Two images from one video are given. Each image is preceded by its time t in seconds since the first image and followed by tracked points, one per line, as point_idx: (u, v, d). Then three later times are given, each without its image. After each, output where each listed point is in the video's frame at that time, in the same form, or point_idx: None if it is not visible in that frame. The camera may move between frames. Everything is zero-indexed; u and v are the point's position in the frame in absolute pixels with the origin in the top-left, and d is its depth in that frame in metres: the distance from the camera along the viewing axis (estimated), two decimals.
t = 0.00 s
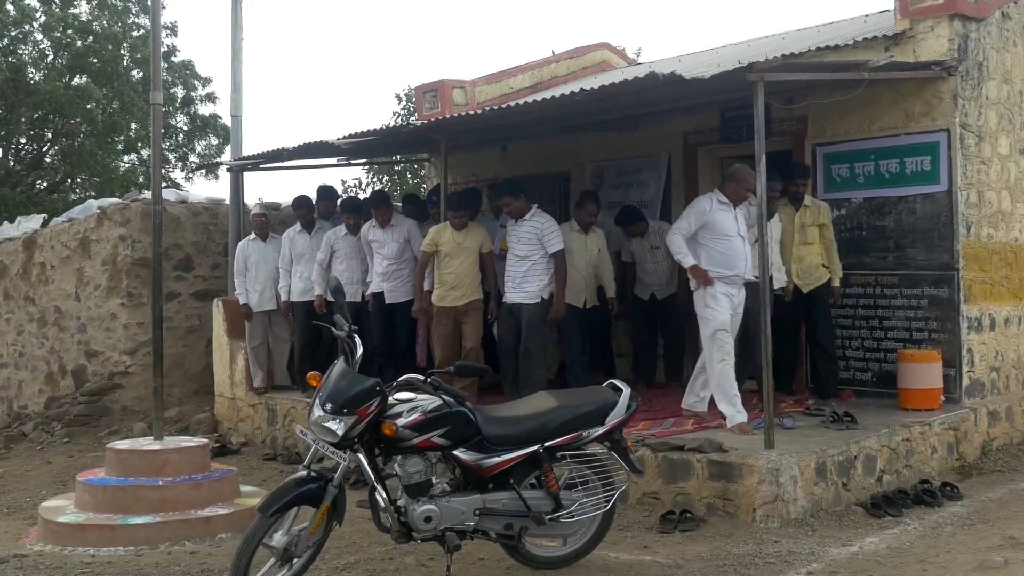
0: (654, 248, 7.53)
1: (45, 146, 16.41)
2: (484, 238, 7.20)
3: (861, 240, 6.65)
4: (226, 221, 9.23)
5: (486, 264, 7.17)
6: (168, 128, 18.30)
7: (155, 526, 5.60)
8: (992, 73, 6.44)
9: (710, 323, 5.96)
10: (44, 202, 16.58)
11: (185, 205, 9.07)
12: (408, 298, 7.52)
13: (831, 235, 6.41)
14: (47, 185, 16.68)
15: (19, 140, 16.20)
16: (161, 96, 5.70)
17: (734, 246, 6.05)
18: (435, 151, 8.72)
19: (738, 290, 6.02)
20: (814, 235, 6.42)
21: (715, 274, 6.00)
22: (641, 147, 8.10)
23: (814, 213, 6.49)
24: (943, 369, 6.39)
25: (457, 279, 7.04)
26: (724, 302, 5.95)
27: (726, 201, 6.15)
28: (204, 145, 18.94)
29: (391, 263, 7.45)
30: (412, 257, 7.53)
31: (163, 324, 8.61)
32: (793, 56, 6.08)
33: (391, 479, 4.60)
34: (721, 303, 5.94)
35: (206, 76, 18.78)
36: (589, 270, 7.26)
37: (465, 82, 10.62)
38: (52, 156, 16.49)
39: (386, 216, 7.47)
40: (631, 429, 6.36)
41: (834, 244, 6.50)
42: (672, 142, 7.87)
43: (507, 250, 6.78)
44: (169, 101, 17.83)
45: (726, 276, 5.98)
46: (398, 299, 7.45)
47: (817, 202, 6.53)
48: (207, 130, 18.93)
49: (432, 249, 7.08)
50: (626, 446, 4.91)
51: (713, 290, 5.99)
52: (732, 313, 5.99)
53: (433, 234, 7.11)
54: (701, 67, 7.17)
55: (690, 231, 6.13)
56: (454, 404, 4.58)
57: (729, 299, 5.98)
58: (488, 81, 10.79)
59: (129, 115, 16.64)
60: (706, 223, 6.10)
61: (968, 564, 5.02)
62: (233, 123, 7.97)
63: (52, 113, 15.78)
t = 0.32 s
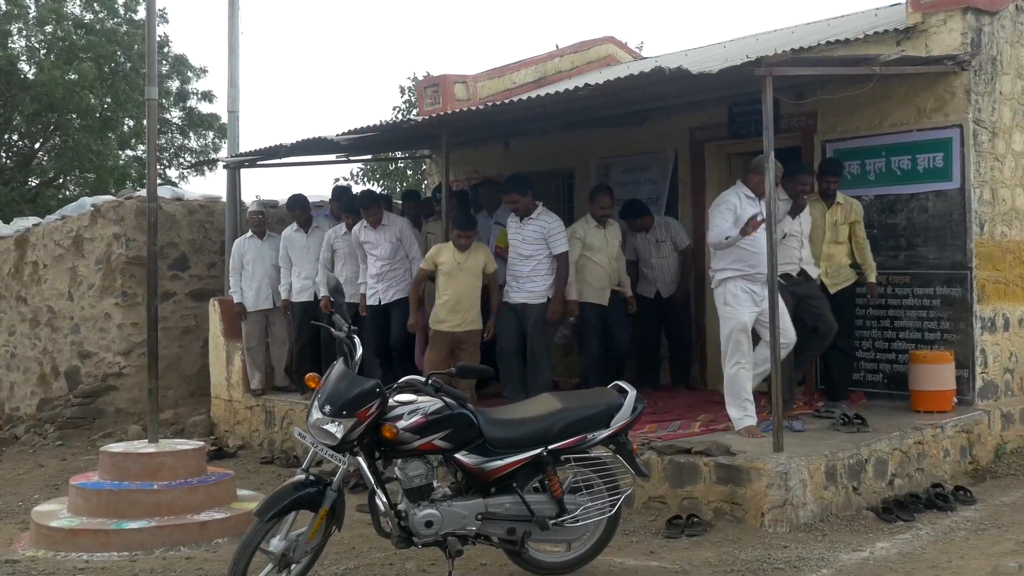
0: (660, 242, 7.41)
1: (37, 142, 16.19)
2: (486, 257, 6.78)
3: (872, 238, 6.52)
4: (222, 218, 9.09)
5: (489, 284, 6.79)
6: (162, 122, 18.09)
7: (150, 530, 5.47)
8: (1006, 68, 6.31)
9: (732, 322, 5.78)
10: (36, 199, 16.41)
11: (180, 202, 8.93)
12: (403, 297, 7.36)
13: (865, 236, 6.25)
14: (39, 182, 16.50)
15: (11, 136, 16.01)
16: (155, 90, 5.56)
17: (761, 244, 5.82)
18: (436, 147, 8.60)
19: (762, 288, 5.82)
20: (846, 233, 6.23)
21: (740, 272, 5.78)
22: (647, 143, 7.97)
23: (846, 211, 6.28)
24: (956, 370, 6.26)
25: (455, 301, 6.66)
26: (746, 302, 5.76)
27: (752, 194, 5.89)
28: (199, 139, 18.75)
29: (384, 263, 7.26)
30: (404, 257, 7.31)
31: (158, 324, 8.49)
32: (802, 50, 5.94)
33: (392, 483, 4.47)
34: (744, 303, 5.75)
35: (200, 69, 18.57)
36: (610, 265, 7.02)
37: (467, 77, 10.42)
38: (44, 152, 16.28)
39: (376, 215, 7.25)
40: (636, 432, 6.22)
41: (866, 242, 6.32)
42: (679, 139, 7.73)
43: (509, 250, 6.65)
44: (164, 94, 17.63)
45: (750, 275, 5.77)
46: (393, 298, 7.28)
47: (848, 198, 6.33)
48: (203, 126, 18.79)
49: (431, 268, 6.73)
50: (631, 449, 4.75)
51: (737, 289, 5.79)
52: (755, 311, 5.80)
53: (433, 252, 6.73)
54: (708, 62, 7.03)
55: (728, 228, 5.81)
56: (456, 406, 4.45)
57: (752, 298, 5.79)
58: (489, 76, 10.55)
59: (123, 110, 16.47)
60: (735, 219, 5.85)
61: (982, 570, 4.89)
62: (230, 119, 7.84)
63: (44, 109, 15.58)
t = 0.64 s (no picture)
0: (667, 238, 7.27)
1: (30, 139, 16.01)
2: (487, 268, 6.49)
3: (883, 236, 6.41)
4: (218, 216, 8.97)
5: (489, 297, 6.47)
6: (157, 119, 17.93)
7: (145, 535, 5.35)
8: (1019, 63, 6.22)
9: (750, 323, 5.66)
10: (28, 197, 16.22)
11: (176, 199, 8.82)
12: (401, 319, 7.08)
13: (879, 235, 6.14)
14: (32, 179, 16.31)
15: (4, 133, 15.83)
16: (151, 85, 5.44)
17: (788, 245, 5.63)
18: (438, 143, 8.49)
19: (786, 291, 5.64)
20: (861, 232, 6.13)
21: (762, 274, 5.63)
22: (653, 139, 7.85)
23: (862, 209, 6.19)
24: (969, 372, 6.15)
25: (457, 315, 6.41)
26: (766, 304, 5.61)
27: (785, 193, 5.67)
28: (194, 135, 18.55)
29: (380, 284, 7.00)
30: (401, 275, 7.02)
31: (153, 324, 8.38)
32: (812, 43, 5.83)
33: (392, 486, 4.34)
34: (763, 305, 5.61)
35: (195, 63, 18.40)
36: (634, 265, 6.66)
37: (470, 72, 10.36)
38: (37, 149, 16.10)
39: (372, 234, 6.97)
40: (642, 435, 6.09)
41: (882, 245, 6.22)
42: (685, 135, 7.62)
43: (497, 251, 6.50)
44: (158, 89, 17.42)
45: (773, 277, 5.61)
46: (389, 321, 7.01)
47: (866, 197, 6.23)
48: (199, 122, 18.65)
49: (431, 278, 6.38)
50: (637, 452, 4.61)
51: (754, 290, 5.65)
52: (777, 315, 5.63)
53: (433, 260, 6.39)
54: (715, 56, 6.93)
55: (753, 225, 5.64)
56: (458, 409, 4.32)
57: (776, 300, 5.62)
58: (493, 70, 10.50)
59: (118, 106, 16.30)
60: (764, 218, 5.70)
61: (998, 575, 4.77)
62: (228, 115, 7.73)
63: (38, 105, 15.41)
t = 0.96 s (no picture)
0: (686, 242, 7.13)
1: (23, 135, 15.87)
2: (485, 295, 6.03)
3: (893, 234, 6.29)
4: (214, 214, 8.85)
5: (487, 329, 6.01)
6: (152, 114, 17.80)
7: (139, 540, 5.23)
8: None
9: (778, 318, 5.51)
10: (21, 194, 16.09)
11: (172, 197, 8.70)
12: (392, 333, 6.75)
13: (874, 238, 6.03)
14: (26, 176, 16.18)
15: None
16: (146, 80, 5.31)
17: (824, 241, 5.50)
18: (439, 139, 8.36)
19: (817, 288, 5.51)
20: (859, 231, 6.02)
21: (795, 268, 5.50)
22: (659, 135, 7.73)
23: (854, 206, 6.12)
24: (982, 373, 6.05)
25: (458, 348, 5.92)
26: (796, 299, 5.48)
27: (829, 187, 5.55)
28: (190, 131, 18.45)
29: (373, 294, 6.68)
30: (397, 286, 6.67)
31: (148, 324, 8.27)
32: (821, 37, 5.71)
33: (392, 490, 4.22)
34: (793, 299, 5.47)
35: (191, 55, 18.27)
36: (665, 258, 6.33)
37: (472, 66, 10.22)
38: (30, 145, 15.97)
39: (367, 241, 6.54)
40: (647, 438, 5.97)
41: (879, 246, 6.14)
42: (692, 131, 7.50)
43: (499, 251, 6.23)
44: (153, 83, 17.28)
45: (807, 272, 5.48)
46: (379, 335, 6.70)
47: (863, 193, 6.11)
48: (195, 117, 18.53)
49: (430, 310, 5.82)
50: (643, 456, 4.48)
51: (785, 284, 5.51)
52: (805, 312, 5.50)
53: (431, 290, 5.80)
54: (723, 50, 6.81)
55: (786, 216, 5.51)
56: (461, 411, 4.20)
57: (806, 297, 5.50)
58: (497, 64, 10.34)
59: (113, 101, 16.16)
60: (802, 210, 5.56)
61: None
62: (226, 111, 7.64)
63: (31, 100, 15.27)
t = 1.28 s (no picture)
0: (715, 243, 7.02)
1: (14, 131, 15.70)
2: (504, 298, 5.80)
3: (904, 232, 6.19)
4: (211, 212, 8.75)
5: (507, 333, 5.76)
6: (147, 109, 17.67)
7: (133, 545, 5.11)
8: None
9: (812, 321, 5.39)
10: (14, 190, 15.93)
11: (168, 195, 8.60)
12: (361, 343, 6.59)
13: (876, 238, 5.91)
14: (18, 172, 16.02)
15: None
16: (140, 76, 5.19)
17: (855, 243, 5.36)
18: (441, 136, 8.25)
19: (849, 290, 5.40)
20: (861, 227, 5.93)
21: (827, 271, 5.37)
22: (664, 132, 7.63)
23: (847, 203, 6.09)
24: (995, 374, 5.94)
25: (480, 354, 5.65)
26: (829, 302, 5.36)
27: (859, 187, 5.38)
28: (185, 126, 18.35)
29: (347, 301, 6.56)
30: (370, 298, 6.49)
31: (143, 324, 8.16)
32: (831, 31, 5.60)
33: (393, 494, 4.11)
34: (826, 303, 5.35)
35: (186, 48, 18.12)
36: (691, 262, 5.97)
37: (474, 61, 10.10)
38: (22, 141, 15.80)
39: (344, 246, 6.37)
40: (653, 440, 5.86)
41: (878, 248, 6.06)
42: (699, 127, 7.38)
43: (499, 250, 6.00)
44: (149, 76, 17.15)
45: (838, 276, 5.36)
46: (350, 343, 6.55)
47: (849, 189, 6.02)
48: (190, 112, 18.41)
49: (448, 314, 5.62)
50: (648, 459, 4.34)
51: (821, 287, 5.38)
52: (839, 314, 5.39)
53: (449, 295, 5.62)
54: (730, 45, 6.69)
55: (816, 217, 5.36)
56: (463, 413, 4.08)
57: (838, 300, 5.37)
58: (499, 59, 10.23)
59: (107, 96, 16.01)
60: (832, 211, 5.39)
61: None
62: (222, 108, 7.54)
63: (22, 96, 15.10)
